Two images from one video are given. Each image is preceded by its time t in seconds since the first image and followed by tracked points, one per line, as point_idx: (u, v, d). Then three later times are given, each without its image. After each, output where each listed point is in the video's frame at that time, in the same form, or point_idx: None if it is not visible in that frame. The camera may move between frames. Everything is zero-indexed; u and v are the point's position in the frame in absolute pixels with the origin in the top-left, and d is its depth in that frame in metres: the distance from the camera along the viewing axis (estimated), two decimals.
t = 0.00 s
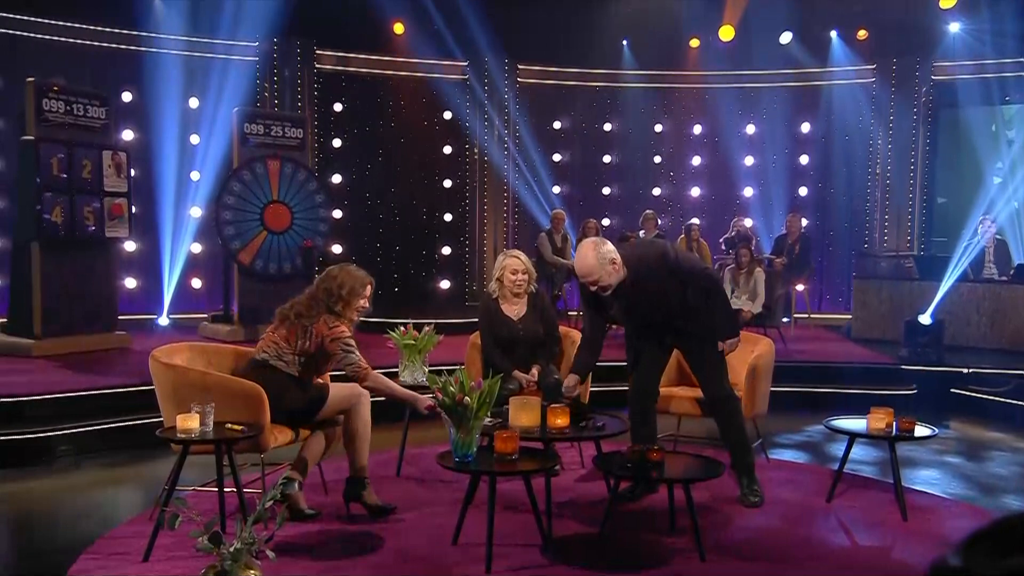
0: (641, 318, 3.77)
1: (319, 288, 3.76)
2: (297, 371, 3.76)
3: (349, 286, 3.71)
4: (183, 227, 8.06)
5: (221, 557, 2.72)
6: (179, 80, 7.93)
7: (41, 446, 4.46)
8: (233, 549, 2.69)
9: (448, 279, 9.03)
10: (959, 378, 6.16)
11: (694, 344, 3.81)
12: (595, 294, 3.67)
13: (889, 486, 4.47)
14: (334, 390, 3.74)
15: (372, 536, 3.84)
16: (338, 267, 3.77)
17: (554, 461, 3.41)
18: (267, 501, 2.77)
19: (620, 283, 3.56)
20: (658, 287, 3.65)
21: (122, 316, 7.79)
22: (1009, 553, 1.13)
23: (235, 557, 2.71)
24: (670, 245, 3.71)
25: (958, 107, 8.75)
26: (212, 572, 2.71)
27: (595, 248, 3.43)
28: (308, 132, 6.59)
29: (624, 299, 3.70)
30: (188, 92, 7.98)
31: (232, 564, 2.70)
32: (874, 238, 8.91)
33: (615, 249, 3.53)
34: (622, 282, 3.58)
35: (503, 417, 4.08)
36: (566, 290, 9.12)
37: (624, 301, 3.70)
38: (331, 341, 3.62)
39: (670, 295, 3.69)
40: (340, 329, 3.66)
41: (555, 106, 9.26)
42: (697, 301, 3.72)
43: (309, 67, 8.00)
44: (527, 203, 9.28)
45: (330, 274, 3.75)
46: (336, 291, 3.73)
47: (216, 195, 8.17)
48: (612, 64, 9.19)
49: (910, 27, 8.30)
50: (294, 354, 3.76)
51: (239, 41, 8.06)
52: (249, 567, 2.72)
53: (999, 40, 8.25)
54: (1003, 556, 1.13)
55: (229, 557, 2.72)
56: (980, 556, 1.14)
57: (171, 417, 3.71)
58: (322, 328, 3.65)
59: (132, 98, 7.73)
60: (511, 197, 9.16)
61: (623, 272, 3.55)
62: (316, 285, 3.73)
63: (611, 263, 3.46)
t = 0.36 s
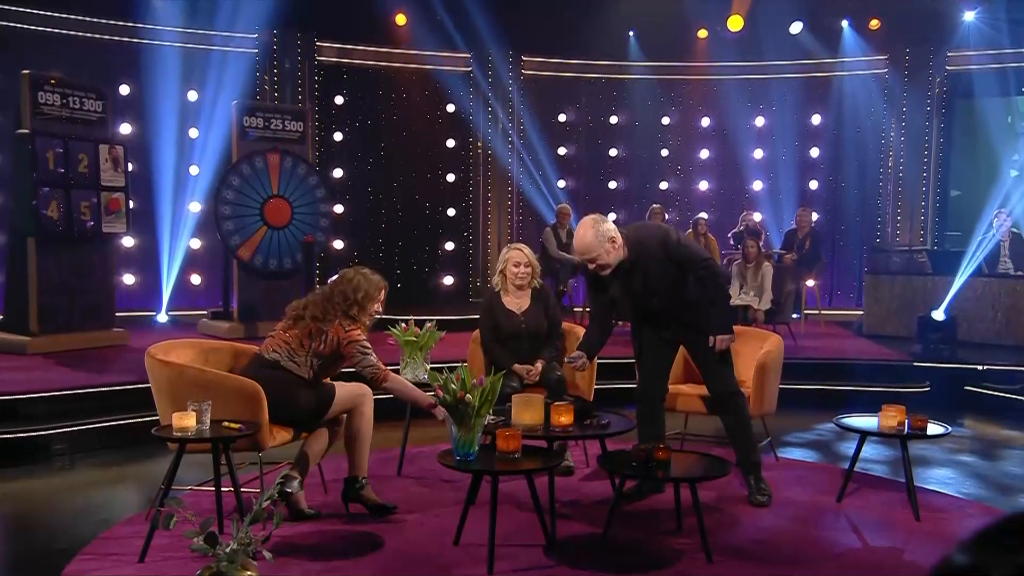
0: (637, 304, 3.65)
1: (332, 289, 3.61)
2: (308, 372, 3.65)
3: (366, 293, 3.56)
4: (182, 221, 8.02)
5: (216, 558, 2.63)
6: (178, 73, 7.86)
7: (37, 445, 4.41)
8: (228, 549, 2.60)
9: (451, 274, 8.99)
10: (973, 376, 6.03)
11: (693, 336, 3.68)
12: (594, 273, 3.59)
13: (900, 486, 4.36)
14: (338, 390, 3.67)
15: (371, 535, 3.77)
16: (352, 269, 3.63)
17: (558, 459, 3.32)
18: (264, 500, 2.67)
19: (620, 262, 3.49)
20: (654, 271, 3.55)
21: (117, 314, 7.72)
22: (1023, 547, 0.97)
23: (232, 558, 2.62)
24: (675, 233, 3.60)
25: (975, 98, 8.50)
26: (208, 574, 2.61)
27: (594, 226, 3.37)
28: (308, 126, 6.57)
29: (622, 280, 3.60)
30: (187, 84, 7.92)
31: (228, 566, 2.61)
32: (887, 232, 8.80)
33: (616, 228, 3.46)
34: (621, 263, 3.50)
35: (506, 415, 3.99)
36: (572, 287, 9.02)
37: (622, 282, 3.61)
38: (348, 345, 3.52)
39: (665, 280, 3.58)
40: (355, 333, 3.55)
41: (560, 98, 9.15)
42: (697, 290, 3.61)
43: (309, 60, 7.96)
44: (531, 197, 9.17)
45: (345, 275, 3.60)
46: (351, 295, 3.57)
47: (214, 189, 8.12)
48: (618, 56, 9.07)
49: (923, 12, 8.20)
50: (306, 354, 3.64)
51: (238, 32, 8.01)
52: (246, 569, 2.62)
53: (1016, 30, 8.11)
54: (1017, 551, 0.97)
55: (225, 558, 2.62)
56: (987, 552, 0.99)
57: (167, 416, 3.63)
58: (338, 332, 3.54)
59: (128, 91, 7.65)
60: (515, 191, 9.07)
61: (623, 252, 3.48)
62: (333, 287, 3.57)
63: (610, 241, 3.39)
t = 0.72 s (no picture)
0: (641, 300, 3.57)
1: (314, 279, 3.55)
2: (298, 370, 3.58)
3: (347, 280, 3.51)
4: (181, 218, 7.96)
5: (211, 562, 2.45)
6: (177, 68, 7.81)
7: (34, 445, 4.37)
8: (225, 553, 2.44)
9: (454, 272, 8.92)
10: (986, 375, 5.92)
11: (701, 335, 3.62)
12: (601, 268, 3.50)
13: (911, 488, 4.26)
14: (337, 390, 3.59)
15: (370, 536, 3.70)
16: (332, 259, 3.58)
17: (563, 460, 3.24)
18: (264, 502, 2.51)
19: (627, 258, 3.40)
20: (660, 265, 3.46)
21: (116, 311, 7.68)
22: None
23: (229, 562, 2.45)
24: (684, 229, 3.50)
25: (988, 92, 8.38)
26: None
27: (603, 221, 3.26)
28: (309, 121, 6.51)
29: (628, 276, 3.50)
30: (186, 79, 7.87)
31: (223, 570, 2.44)
32: (898, 229, 8.53)
33: (623, 223, 3.37)
34: (627, 258, 3.40)
35: (509, 415, 3.91)
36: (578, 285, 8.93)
37: (628, 278, 3.51)
38: (331, 337, 3.45)
39: (671, 275, 3.48)
40: (340, 323, 3.49)
41: (565, 93, 9.07)
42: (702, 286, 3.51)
43: (310, 55, 7.76)
44: (536, 194, 9.11)
45: (326, 263, 3.54)
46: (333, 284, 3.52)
47: (214, 185, 8.06)
48: (625, 50, 8.97)
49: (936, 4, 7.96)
50: (294, 352, 3.57)
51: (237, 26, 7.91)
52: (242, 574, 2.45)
53: None
54: None
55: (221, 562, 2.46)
56: (994, 560, 0.88)
57: (164, 415, 3.56)
58: (322, 323, 3.48)
59: (127, 86, 7.61)
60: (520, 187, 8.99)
61: (631, 248, 3.39)
62: (312, 278, 3.52)
63: (618, 237, 3.30)
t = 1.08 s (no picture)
0: (658, 303, 3.49)
1: (294, 270, 3.49)
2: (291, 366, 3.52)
3: (328, 266, 3.44)
4: (182, 214, 7.91)
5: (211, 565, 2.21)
6: (176, 62, 7.75)
7: (32, 445, 4.34)
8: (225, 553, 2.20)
9: (458, 270, 8.85)
10: (1000, 376, 5.81)
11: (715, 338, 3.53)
12: (619, 273, 3.40)
13: (925, 491, 4.15)
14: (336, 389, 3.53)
15: (371, 538, 3.62)
16: (312, 247, 3.52)
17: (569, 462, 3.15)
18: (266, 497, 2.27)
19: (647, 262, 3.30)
20: (678, 269, 3.37)
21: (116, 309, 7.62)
22: None
23: (229, 562, 2.21)
24: (701, 230, 3.43)
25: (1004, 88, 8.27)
26: None
27: (622, 224, 3.16)
28: (311, 116, 6.43)
29: (647, 280, 3.41)
30: (187, 73, 7.80)
31: (223, 573, 2.19)
32: (912, 228, 8.51)
33: (643, 227, 3.26)
34: (648, 262, 3.31)
35: (513, 416, 3.82)
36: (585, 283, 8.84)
37: (647, 282, 3.42)
38: (320, 326, 3.39)
39: (688, 278, 3.40)
40: (326, 311, 3.43)
41: (571, 88, 8.98)
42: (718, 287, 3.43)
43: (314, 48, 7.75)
44: (542, 190, 9.02)
45: (306, 252, 3.49)
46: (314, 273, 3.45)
47: (216, 180, 8.00)
48: (633, 45, 8.88)
49: None
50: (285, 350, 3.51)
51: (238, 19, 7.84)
52: None
53: None
54: None
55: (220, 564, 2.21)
56: None
57: (163, 415, 3.49)
58: (307, 314, 3.41)
59: (127, 80, 7.55)
60: (525, 185, 8.89)
61: (649, 251, 3.29)
62: (293, 268, 3.46)
63: (638, 241, 3.19)
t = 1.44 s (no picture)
0: (677, 306, 3.41)
1: (295, 267, 3.41)
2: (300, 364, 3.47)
3: (333, 262, 3.37)
4: (184, 211, 7.87)
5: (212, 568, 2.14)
6: (179, 57, 7.69)
7: (30, 442, 4.26)
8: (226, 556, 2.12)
9: (464, 269, 8.77)
10: (1016, 378, 5.71)
11: (736, 342, 3.43)
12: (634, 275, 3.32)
13: (940, 496, 4.05)
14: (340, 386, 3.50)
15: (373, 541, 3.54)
16: (313, 242, 3.44)
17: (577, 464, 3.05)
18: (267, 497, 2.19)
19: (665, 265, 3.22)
20: (698, 270, 3.27)
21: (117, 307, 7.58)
22: None
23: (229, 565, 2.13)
24: (722, 231, 3.36)
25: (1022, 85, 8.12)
26: None
27: (637, 227, 3.09)
28: (315, 111, 6.35)
29: (665, 283, 3.31)
30: (190, 69, 7.75)
31: None
32: (924, 226, 8.39)
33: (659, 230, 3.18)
34: (666, 264, 3.22)
35: (519, 417, 3.73)
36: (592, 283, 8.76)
37: (666, 286, 3.32)
38: (332, 324, 3.36)
39: (709, 281, 3.30)
40: (335, 308, 3.39)
41: (580, 84, 8.89)
42: (739, 290, 3.34)
43: (318, 43, 7.81)
44: (550, 188, 8.93)
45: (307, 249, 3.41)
46: (318, 269, 3.38)
47: (219, 177, 7.95)
48: (642, 40, 8.79)
49: None
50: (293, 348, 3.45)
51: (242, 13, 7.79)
52: None
53: None
54: None
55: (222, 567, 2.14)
56: None
57: (164, 415, 3.42)
58: (316, 312, 3.36)
59: (129, 75, 7.49)
60: (532, 183, 8.81)
61: (667, 253, 3.20)
62: (296, 266, 3.38)
63: (654, 245, 3.10)
